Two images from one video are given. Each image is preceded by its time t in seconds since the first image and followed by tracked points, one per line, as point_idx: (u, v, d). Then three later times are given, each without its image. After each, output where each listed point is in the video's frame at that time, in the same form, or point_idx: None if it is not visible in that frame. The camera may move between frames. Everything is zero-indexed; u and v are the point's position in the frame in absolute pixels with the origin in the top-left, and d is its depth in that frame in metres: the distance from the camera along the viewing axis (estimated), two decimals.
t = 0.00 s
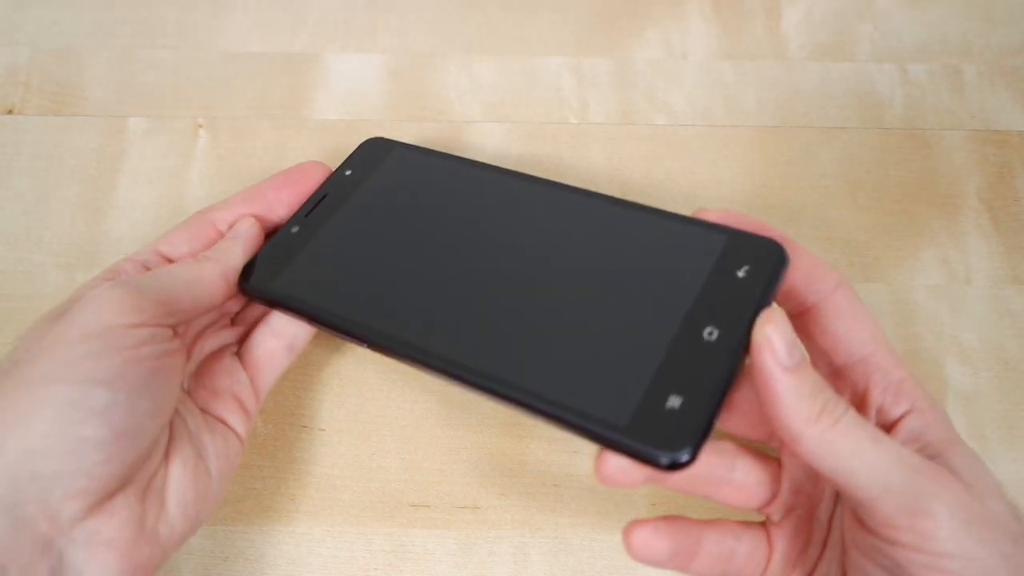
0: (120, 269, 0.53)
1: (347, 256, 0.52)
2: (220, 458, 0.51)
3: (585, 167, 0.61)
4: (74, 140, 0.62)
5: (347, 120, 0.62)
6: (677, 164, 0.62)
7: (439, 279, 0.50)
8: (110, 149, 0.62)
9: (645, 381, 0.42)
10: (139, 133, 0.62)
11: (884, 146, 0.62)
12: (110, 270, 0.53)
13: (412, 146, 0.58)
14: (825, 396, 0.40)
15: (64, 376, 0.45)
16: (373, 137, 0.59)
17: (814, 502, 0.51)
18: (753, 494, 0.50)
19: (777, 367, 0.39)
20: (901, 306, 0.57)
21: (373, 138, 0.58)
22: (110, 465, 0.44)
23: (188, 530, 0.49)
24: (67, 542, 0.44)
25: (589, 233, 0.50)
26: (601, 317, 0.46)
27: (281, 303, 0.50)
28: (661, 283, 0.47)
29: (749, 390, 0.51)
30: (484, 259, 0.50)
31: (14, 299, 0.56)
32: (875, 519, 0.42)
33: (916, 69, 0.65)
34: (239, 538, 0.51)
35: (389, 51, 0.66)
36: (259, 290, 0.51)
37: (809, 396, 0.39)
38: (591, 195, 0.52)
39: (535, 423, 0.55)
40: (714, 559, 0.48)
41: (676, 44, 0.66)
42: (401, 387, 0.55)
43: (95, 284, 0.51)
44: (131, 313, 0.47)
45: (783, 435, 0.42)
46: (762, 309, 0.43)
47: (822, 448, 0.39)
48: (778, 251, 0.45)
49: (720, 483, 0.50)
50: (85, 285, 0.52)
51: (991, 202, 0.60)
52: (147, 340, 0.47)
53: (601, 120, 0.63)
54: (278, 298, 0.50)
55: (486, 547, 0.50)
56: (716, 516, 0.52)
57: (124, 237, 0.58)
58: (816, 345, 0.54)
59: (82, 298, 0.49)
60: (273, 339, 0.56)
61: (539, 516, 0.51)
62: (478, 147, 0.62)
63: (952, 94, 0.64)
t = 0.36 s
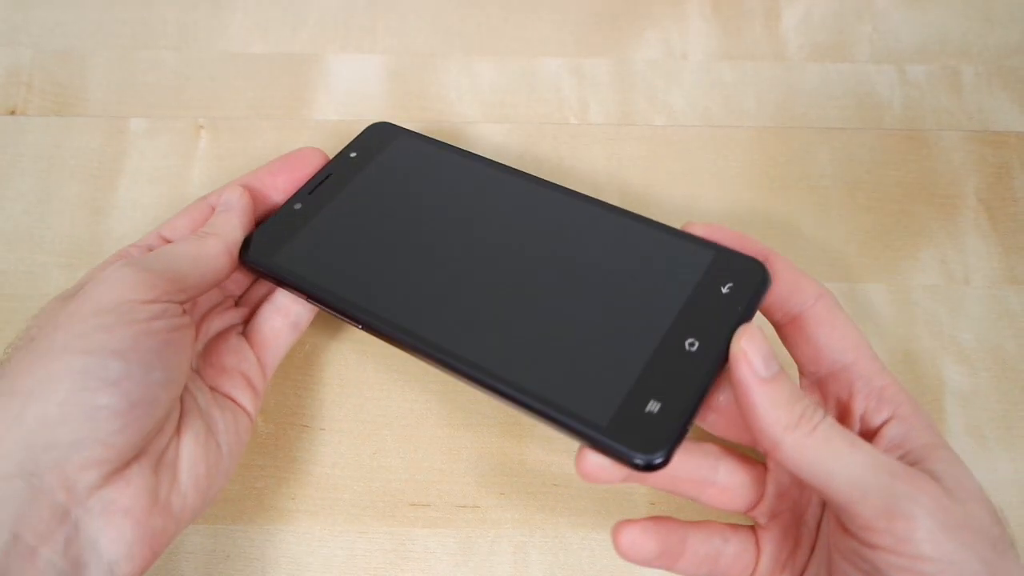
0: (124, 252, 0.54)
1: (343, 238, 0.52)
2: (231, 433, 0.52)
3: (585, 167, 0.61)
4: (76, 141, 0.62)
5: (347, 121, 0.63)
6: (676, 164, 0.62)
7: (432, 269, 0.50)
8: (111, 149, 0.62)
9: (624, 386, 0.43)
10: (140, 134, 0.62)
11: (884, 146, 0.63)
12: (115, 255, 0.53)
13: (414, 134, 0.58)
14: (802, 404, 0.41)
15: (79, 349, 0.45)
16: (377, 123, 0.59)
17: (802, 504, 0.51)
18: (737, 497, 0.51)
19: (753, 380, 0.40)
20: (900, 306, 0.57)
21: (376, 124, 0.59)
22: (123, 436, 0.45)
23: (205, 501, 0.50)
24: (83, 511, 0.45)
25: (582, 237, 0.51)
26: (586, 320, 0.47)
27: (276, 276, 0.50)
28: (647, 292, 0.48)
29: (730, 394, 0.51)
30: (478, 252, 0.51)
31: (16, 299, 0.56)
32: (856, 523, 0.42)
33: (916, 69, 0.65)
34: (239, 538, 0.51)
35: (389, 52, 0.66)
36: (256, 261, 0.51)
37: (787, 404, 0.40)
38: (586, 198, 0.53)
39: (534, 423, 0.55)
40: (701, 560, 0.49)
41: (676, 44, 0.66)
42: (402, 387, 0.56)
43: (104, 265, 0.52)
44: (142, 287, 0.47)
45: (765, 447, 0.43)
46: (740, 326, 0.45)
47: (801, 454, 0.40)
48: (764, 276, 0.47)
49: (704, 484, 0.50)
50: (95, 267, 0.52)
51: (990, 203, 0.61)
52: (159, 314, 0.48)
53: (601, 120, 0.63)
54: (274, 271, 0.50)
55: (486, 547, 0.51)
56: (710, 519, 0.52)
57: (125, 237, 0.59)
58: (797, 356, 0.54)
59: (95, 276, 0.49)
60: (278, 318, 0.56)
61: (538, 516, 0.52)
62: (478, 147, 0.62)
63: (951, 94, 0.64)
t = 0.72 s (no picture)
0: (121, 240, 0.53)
1: (343, 226, 0.52)
2: (231, 420, 0.52)
3: (585, 167, 0.61)
4: (74, 140, 0.62)
5: (346, 121, 0.62)
6: (676, 164, 0.61)
7: (434, 263, 0.50)
8: (109, 148, 0.62)
9: (617, 402, 0.44)
10: (139, 133, 0.62)
11: (885, 146, 0.62)
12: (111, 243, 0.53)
13: (415, 120, 0.57)
14: (791, 423, 0.41)
15: (76, 336, 0.45)
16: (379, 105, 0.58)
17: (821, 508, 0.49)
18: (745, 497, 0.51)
19: (734, 411, 0.42)
20: (902, 306, 0.57)
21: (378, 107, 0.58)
22: (124, 423, 0.45)
23: (204, 490, 0.49)
24: (82, 500, 0.45)
25: (582, 238, 0.51)
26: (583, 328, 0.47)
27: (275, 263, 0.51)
28: (644, 300, 0.48)
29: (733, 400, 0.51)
30: (479, 247, 0.51)
31: (14, 299, 0.56)
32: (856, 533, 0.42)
33: (917, 68, 0.65)
34: (240, 537, 0.51)
35: (388, 51, 0.65)
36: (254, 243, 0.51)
37: (771, 426, 0.41)
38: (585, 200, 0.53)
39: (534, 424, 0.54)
40: (711, 561, 0.49)
41: (676, 44, 0.66)
42: (402, 388, 0.55)
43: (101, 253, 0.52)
44: (141, 273, 0.47)
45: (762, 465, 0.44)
46: (730, 348, 0.45)
47: (794, 470, 0.41)
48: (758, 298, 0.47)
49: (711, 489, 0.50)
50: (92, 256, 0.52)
51: (991, 202, 0.60)
52: (159, 301, 0.48)
53: (601, 120, 0.63)
54: (270, 254, 0.51)
55: (486, 547, 0.50)
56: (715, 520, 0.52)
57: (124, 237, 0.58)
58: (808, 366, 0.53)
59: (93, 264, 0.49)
60: (278, 304, 0.57)
61: (539, 516, 0.51)
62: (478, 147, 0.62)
63: (953, 94, 0.64)
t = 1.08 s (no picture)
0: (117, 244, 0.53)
1: (342, 228, 0.52)
2: (227, 426, 0.51)
3: (585, 167, 0.61)
4: (74, 140, 0.62)
5: (346, 121, 0.62)
6: (676, 164, 0.61)
7: (433, 268, 0.50)
8: (109, 149, 0.62)
9: (614, 408, 0.44)
10: (139, 133, 0.62)
11: (885, 146, 0.62)
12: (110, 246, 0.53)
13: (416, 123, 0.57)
14: (807, 411, 0.42)
15: (73, 342, 0.45)
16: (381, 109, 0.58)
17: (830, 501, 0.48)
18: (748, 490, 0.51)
19: (747, 400, 0.43)
20: (902, 307, 0.57)
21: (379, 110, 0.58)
22: (117, 432, 0.45)
23: (200, 496, 0.49)
24: (77, 511, 0.45)
25: (581, 242, 0.51)
26: (579, 337, 0.47)
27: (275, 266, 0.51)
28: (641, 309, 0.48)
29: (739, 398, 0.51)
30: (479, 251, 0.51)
31: (14, 299, 0.56)
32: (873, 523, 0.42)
33: (917, 69, 0.65)
34: (239, 537, 0.51)
35: (388, 51, 0.65)
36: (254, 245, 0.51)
37: (785, 413, 0.42)
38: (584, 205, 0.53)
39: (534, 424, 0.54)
40: (711, 548, 0.49)
41: (676, 43, 0.66)
42: (402, 388, 0.55)
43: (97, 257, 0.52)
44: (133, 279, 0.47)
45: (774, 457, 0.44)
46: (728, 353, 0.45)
47: (814, 456, 0.41)
48: (756, 303, 0.47)
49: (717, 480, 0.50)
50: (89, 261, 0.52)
51: (991, 202, 0.60)
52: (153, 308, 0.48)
53: (601, 120, 0.63)
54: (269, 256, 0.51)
55: (486, 547, 0.50)
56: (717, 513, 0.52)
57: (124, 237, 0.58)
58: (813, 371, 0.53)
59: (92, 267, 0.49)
60: (278, 307, 0.57)
61: (539, 516, 0.51)
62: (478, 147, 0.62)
63: (952, 94, 0.64)
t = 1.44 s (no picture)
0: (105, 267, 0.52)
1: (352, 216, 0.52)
2: (222, 457, 0.51)
3: (584, 167, 0.61)
4: (74, 140, 0.62)
5: (346, 120, 0.62)
6: (676, 164, 0.61)
7: (455, 255, 0.50)
8: (109, 148, 0.62)
9: (637, 366, 0.43)
10: (139, 133, 0.62)
11: (885, 146, 0.62)
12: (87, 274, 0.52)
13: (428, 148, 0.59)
14: (816, 391, 0.41)
15: (44, 382, 0.44)
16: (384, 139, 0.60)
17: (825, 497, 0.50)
18: (751, 472, 0.52)
19: (765, 371, 0.41)
20: (903, 306, 0.57)
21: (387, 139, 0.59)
22: (99, 471, 0.45)
23: (195, 526, 0.49)
24: (71, 554, 0.44)
25: (591, 240, 0.51)
26: (599, 309, 0.47)
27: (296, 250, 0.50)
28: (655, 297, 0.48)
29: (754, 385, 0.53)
30: (496, 244, 0.51)
31: (14, 299, 0.56)
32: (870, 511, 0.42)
33: (917, 69, 0.65)
34: (239, 537, 0.51)
35: (389, 51, 0.65)
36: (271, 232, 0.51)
37: (799, 390, 0.41)
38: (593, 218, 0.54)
39: (535, 424, 0.54)
40: (705, 516, 0.49)
41: (676, 44, 0.66)
42: (401, 388, 0.55)
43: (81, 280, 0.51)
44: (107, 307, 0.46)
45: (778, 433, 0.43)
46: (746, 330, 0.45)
47: (817, 439, 0.40)
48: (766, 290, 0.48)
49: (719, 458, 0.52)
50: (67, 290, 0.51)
51: (991, 203, 0.60)
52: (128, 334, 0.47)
53: (601, 120, 0.63)
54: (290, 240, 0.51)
55: (485, 547, 0.50)
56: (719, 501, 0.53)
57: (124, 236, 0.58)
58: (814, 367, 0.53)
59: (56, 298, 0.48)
60: (276, 334, 0.55)
61: (539, 517, 0.51)
62: (478, 147, 0.62)
63: (952, 94, 0.64)
